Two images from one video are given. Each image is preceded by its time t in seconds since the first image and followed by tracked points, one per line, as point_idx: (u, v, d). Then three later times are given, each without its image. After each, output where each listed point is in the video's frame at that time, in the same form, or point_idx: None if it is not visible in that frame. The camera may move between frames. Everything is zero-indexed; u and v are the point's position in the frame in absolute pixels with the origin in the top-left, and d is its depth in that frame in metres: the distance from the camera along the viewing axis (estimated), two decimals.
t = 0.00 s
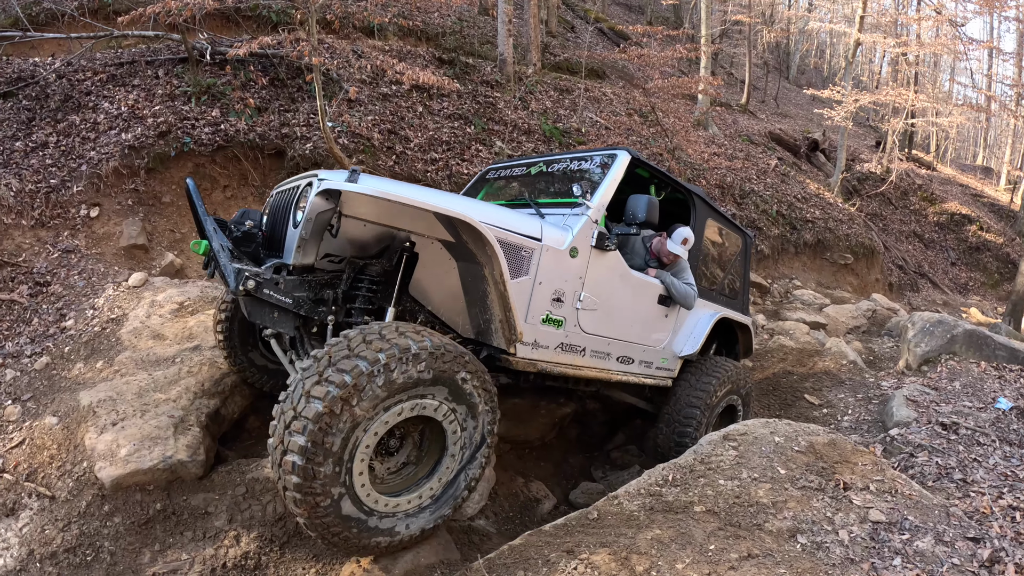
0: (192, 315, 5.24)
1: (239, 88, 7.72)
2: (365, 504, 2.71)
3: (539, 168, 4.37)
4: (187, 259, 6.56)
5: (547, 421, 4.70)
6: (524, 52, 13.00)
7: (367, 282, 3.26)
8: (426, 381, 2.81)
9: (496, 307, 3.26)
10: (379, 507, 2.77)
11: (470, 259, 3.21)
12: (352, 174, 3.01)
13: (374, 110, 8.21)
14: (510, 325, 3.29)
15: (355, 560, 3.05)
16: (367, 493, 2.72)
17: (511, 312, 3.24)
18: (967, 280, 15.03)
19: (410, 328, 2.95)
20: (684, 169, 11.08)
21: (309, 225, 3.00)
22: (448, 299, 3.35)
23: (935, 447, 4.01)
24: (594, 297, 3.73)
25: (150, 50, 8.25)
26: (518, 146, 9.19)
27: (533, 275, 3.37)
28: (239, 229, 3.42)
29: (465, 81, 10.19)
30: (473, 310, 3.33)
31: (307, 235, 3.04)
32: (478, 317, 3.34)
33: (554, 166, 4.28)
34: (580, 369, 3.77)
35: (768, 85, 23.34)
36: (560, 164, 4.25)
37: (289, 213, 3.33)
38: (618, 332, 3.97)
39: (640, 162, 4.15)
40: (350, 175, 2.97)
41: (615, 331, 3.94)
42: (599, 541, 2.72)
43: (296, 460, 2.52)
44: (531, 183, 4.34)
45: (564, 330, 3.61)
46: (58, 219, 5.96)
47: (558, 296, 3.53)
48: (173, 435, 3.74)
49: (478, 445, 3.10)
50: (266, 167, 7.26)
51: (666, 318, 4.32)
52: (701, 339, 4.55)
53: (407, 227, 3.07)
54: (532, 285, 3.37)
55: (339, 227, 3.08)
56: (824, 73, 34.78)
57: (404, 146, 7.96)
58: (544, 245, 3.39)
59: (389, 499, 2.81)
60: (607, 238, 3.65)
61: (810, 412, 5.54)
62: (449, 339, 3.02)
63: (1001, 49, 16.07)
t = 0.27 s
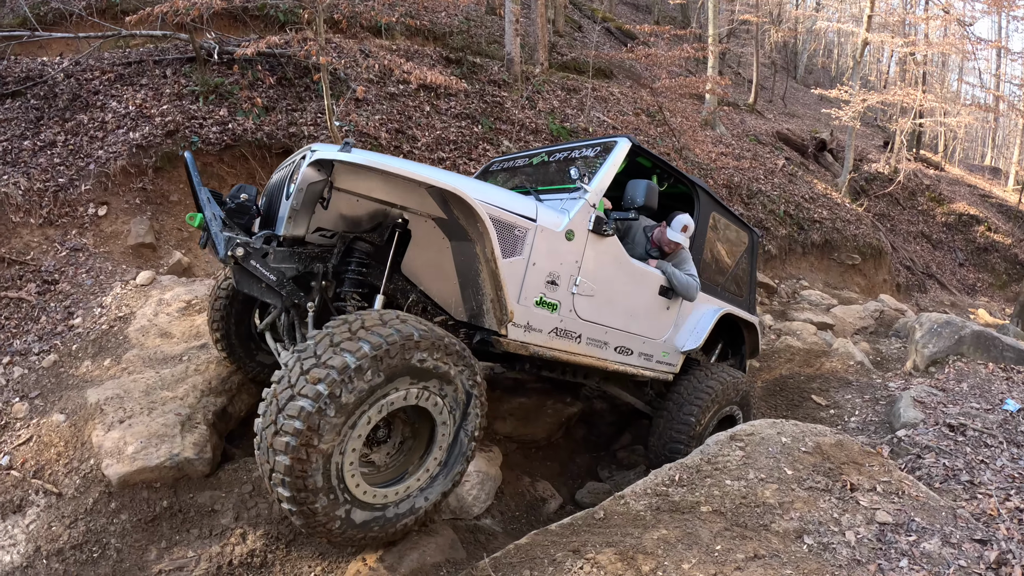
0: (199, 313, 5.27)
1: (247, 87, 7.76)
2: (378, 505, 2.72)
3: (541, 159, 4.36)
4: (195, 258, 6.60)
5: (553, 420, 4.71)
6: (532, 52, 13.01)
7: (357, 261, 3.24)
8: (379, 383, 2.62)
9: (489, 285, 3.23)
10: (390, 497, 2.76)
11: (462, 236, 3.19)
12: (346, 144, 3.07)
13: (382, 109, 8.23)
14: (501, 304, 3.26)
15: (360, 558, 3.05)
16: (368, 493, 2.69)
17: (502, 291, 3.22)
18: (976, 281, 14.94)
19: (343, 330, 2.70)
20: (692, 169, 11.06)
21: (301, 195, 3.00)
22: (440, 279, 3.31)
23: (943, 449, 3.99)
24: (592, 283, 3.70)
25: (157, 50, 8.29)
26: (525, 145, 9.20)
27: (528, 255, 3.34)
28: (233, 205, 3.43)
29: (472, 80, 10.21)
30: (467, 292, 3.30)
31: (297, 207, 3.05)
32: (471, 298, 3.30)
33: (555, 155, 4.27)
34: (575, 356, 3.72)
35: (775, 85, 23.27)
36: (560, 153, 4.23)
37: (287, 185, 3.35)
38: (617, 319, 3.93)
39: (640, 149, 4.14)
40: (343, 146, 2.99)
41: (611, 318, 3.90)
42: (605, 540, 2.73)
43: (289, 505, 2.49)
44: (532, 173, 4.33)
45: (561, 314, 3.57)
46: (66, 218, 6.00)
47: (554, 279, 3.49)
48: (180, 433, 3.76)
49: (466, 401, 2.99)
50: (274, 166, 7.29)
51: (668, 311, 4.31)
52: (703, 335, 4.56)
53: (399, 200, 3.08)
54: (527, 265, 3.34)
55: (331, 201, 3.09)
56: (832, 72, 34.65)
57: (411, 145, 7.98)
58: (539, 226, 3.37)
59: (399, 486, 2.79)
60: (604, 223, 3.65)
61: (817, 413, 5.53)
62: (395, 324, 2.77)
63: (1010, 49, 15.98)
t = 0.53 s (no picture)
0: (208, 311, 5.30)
1: (256, 87, 7.80)
2: (374, 512, 2.73)
3: (552, 149, 4.31)
4: (204, 256, 6.63)
5: (560, 420, 4.72)
6: (540, 51, 13.01)
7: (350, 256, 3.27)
8: (345, 400, 2.54)
9: (488, 288, 3.23)
10: (386, 502, 2.76)
11: (462, 234, 3.19)
12: (342, 135, 3.04)
13: (390, 108, 8.25)
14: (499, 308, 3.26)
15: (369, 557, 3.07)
16: (356, 502, 2.66)
17: (501, 295, 3.21)
18: (985, 282, 14.83)
19: (300, 347, 2.61)
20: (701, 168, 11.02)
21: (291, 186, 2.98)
22: (439, 279, 3.33)
23: (951, 450, 3.97)
24: (597, 286, 3.67)
25: (167, 49, 8.34)
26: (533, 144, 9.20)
27: (530, 257, 3.32)
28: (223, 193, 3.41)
29: (481, 80, 10.22)
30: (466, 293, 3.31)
31: (290, 198, 3.03)
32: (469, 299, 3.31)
33: (568, 147, 4.22)
34: (575, 361, 3.72)
35: (784, 85, 23.17)
36: (573, 146, 4.18)
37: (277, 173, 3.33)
38: (621, 324, 3.91)
39: (656, 146, 4.09)
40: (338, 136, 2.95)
41: (615, 322, 3.87)
42: (612, 539, 2.74)
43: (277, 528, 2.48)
44: (542, 164, 4.30)
45: (562, 318, 3.56)
46: (75, 216, 6.05)
47: (557, 282, 3.47)
48: (189, 430, 3.79)
49: (454, 395, 2.92)
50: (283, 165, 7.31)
51: (676, 316, 4.26)
52: (710, 342, 4.47)
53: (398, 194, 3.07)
54: (530, 268, 3.33)
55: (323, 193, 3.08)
56: (841, 72, 34.46)
57: (420, 144, 7.99)
58: (544, 226, 3.33)
59: (394, 491, 2.78)
60: (614, 225, 3.59)
61: (826, 414, 5.51)
62: (355, 331, 2.66)
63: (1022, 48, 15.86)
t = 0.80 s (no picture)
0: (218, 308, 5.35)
1: (266, 85, 7.85)
2: (375, 540, 2.82)
3: (564, 153, 4.28)
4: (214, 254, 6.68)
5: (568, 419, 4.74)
6: (550, 50, 13.01)
7: (342, 296, 3.18)
8: (319, 457, 2.55)
9: (488, 331, 3.15)
10: (385, 531, 2.85)
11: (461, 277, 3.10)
12: (327, 182, 2.82)
13: (400, 107, 8.28)
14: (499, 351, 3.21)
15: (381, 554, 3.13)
16: (353, 536, 2.75)
17: (500, 341, 3.15)
18: (996, 283, 14.70)
19: (268, 405, 2.63)
20: (710, 168, 10.99)
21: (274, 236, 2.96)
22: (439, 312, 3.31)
23: (962, 453, 3.95)
24: (604, 318, 3.59)
25: (177, 48, 8.40)
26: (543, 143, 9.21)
27: (534, 296, 3.26)
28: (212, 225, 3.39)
29: (491, 78, 10.24)
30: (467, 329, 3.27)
31: (275, 244, 2.99)
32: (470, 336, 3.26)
33: (580, 153, 4.19)
34: (578, 397, 3.71)
35: (795, 84, 23.06)
36: (587, 153, 4.14)
37: (266, 210, 3.28)
38: (626, 355, 3.85)
39: (675, 161, 3.96)
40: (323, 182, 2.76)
41: (620, 354, 3.82)
42: (621, 540, 2.75)
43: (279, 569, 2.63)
44: (552, 167, 4.24)
45: (565, 352, 3.52)
46: (85, 214, 6.11)
47: (562, 319, 3.41)
48: (198, 426, 3.83)
49: (440, 426, 2.89)
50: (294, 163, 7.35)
51: (687, 338, 4.17)
52: (720, 362, 4.39)
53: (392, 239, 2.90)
54: (533, 305, 3.27)
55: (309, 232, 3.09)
56: (852, 71, 34.23)
57: (430, 142, 8.03)
58: (549, 263, 3.22)
59: (392, 518, 2.86)
60: (625, 255, 3.44)
61: (836, 415, 5.50)
62: (321, 386, 2.63)
63: None
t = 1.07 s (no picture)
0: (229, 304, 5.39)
1: (277, 83, 7.89)
2: (370, 548, 2.89)
3: (571, 153, 4.22)
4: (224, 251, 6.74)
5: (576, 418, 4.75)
6: (561, 48, 13.01)
7: (331, 317, 3.14)
8: (285, 484, 2.58)
9: (480, 354, 3.15)
10: (380, 539, 2.90)
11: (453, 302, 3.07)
12: (309, 209, 2.68)
13: (411, 105, 8.31)
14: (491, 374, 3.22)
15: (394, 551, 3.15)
16: (344, 548, 2.81)
17: (493, 364, 3.14)
18: (1008, 284, 14.57)
19: (232, 437, 2.66)
20: (721, 166, 10.96)
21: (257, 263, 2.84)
22: (434, 327, 3.30)
23: (972, 454, 3.93)
24: (603, 336, 3.57)
25: (188, 46, 8.47)
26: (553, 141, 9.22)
27: (529, 318, 3.23)
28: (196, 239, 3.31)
29: (502, 76, 10.26)
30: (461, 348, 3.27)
31: (259, 270, 2.89)
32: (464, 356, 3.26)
33: (588, 155, 4.11)
34: (575, 415, 3.70)
35: (807, 82, 22.95)
36: (595, 155, 4.06)
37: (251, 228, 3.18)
38: (625, 370, 3.84)
39: (688, 169, 3.85)
40: (304, 211, 2.65)
41: (617, 371, 3.80)
42: (629, 539, 2.76)
43: None
44: (558, 168, 4.17)
45: (562, 370, 3.52)
46: (96, 211, 6.17)
47: (559, 338, 3.40)
48: (209, 423, 3.87)
49: (413, 439, 2.86)
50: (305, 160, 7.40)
51: (690, 350, 4.12)
52: (727, 372, 4.31)
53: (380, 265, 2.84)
54: (529, 327, 3.25)
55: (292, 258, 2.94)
56: (864, 70, 33.99)
57: (440, 140, 8.06)
58: (547, 284, 3.19)
59: (385, 527, 2.91)
60: (627, 273, 3.40)
61: (845, 415, 5.48)
62: (277, 416, 2.61)
63: None
